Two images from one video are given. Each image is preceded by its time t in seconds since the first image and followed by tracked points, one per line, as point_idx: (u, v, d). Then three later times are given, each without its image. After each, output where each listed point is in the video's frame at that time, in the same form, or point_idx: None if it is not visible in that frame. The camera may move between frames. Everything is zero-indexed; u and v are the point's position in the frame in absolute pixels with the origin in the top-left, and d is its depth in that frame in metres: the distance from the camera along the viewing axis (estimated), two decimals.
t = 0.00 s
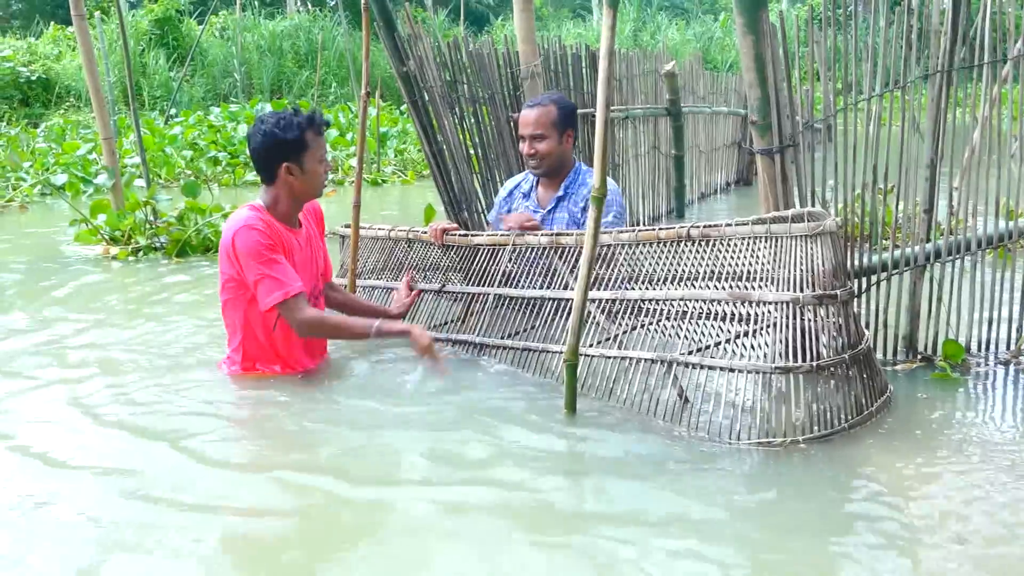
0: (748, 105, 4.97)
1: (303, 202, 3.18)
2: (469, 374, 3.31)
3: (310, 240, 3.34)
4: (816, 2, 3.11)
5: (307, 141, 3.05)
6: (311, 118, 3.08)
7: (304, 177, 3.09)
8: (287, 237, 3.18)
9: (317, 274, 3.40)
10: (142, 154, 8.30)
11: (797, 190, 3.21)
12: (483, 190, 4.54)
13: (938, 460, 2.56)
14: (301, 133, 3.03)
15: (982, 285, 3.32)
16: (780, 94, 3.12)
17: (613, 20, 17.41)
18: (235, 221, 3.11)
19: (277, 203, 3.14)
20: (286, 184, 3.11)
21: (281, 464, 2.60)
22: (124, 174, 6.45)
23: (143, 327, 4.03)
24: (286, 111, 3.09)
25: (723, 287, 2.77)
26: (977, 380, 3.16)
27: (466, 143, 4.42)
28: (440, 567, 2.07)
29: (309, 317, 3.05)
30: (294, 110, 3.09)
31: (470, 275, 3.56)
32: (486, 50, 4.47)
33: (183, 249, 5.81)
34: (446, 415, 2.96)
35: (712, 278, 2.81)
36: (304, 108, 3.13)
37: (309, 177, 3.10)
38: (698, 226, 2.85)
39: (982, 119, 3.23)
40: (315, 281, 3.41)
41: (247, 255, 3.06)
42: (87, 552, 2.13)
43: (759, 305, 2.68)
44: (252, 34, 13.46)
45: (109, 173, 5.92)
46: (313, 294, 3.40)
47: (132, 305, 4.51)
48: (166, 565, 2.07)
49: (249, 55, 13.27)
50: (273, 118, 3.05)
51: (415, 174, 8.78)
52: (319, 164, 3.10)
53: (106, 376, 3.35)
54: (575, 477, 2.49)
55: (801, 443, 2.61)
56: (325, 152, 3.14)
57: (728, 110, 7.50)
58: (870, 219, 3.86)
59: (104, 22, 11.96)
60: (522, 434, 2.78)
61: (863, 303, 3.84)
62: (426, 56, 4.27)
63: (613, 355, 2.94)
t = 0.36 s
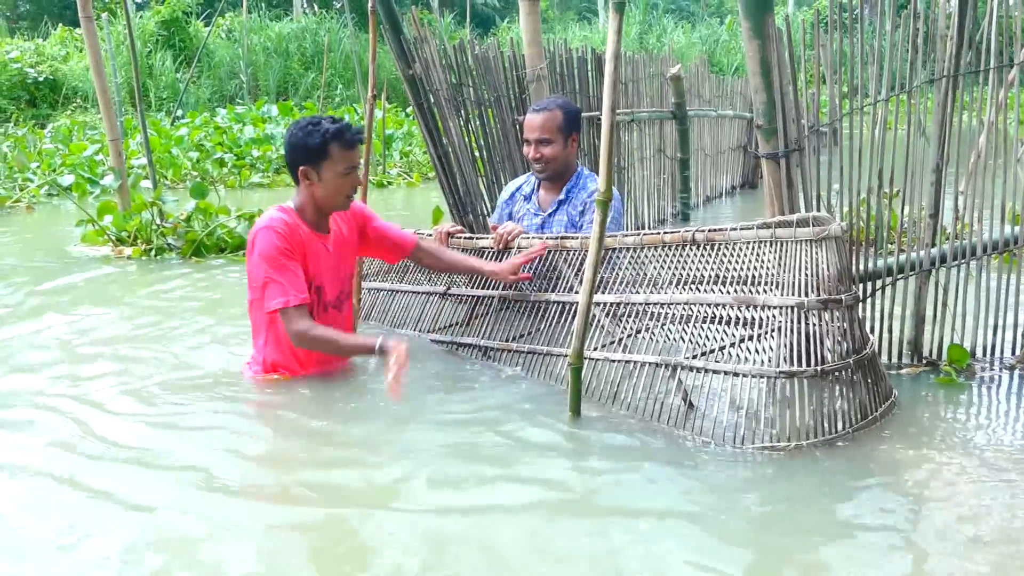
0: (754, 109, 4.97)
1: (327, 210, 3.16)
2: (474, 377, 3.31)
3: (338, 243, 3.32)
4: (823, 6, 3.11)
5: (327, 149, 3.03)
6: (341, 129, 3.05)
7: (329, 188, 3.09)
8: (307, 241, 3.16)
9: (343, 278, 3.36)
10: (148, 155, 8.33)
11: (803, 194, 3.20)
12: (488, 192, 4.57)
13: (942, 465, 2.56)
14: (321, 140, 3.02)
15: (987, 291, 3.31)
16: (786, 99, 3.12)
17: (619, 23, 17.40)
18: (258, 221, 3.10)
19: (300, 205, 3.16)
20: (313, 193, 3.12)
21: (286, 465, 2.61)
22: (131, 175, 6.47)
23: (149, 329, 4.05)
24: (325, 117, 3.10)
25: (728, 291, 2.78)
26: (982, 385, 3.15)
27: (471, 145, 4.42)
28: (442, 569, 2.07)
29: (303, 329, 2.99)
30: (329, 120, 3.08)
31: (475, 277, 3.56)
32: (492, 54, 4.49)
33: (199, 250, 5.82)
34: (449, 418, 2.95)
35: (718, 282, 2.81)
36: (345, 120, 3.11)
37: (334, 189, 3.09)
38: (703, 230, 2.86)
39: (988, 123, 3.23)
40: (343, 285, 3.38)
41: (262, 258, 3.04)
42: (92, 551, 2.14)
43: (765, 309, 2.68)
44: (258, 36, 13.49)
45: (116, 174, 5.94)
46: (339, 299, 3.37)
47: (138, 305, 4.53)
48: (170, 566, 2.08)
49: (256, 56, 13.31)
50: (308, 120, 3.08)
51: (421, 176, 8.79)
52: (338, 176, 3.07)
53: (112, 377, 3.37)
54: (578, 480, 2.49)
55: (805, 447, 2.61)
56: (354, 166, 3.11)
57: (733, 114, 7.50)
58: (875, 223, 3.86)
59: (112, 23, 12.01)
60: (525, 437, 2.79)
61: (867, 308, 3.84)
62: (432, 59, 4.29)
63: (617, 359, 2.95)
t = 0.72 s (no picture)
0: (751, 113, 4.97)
1: (368, 205, 3.18)
2: (474, 381, 3.32)
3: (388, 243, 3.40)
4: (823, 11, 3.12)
5: (355, 145, 3.09)
6: (365, 123, 3.10)
7: (364, 183, 3.11)
8: (357, 237, 3.24)
9: (386, 279, 3.44)
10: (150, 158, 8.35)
11: (803, 199, 3.21)
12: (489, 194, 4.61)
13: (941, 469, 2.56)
14: (347, 137, 3.08)
15: (987, 295, 3.31)
16: (785, 104, 3.13)
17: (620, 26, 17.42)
18: (306, 216, 3.18)
19: (342, 205, 3.20)
20: (351, 192, 3.15)
21: (285, 469, 2.62)
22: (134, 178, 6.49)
23: (150, 332, 4.06)
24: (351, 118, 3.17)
25: (729, 295, 2.79)
26: (981, 389, 3.16)
27: (472, 148, 4.49)
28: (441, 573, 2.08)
29: (370, 305, 3.07)
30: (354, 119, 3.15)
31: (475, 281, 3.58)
32: (493, 58, 4.48)
33: (209, 252, 5.88)
34: (450, 423, 2.96)
35: (718, 286, 2.83)
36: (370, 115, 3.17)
37: (371, 183, 3.11)
38: (703, 234, 2.89)
39: (987, 128, 3.23)
40: (386, 285, 3.45)
41: (312, 249, 3.13)
42: (95, 555, 2.15)
43: (764, 313, 2.69)
44: (260, 40, 13.53)
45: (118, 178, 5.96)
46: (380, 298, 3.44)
47: (139, 309, 4.54)
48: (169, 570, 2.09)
49: (257, 60, 13.34)
50: (335, 122, 3.15)
51: (422, 180, 8.80)
52: (370, 169, 3.09)
53: (114, 381, 3.38)
54: (577, 485, 2.50)
55: (804, 452, 2.61)
56: (386, 157, 3.12)
57: (734, 117, 7.51)
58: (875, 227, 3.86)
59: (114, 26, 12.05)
60: (525, 442, 2.79)
61: (867, 312, 3.84)
62: (432, 63, 4.36)
63: (618, 362, 2.96)
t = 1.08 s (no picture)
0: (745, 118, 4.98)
1: (381, 201, 3.22)
2: (470, 385, 3.33)
3: (395, 241, 3.38)
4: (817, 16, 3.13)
5: (358, 142, 3.15)
6: (364, 119, 3.16)
7: (372, 178, 3.16)
8: (359, 236, 3.23)
9: (400, 275, 3.40)
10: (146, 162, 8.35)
11: (797, 203, 3.23)
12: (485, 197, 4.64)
13: (936, 473, 2.57)
14: (349, 135, 3.15)
15: (979, 300, 3.33)
16: (779, 109, 3.15)
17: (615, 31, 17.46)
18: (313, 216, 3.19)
19: (354, 204, 3.25)
20: (361, 189, 3.21)
21: (281, 471, 2.62)
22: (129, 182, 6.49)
23: (146, 336, 4.06)
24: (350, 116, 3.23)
25: (724, 299, 2.80)
26: (975, 393, 3.17)
27: (468, 152, 4.53)
28: None
29: (336, 322, 3.11)
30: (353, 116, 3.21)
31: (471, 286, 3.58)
32: (488, 63, 4.49)
33: (213, 254, 5.86)
34: (445, 427, 2.96)
35: (712, 290, 2.84)
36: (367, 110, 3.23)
37: (379, 177, 3.16)
38: (698, 238, 2.90)
39: (980, 133, 3.24)
40: (401, 280, 3.42)
41: (315, 250, 3.14)
42: (89, 560, 2.15)
43: (759, 318, 2.70)
44: (256, 44, 13.53)
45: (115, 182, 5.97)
46: (393, 296, 3.42)
47: (135, 312, 4.54)
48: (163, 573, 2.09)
49: (253, 63, 13.35)
50: (336, 123, 3.22)
51: (417, 184, 8.81)
52: (376, 163, 3.15)
53: (109, 384, 3.38)
54: (572, 488, 2.50)
55: (799, 456, 2.62)
56: (390, 149, 3.18)
57: (729, 122, 7.53)
58: (869, 232, 3.88)
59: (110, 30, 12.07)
60: (521, 445, 2.80)
61: (861, 317, 3.86)
62: (428, 67, 4.38)
63: (613, 366, 2.97)
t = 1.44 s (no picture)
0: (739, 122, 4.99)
1: (377, 200, 3.20)
2: (463, 388, 3.32)
3: (396, 243, 3.36)
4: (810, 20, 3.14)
5: (354, 140, 3.15)
6: (361, 118, 3.16)
7: (368, 177, 3.15)
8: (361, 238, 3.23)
9: (397, 278, 3.41)
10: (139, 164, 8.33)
11: (790, 206, 3.23)
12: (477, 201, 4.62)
13: (929, 476, 2.57)
14: (346, 133, 3.15)
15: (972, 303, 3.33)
16: (773, 111, 3.15)
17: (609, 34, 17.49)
18: (316, 215, 3.20)
19: (352, 204, 3.24)
20: (357, 188, 3.19)
21: (272, 473, 2.61)
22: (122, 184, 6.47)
23: (138, 338, 4.05)
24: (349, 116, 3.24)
25: (717, 302, 2.80)
26: (968, 396, 3.18)
27: (462, 156, 4.53)
28: None
29: (365, 308, 3.08)
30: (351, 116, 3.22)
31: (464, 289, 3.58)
32: (482, 65, 4.46)
33: (217, 255, 5.86)
34: (439, 430, 2.95)
35: (706, 293, 2.84)
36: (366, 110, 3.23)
37: (374, 176, 3.15)
38: (691, 242, 2.90)
39: (972, 137, 3.25)
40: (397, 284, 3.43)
41: (319, 248, 3.15)
42: (76, 560, 2.13)
43: (752, 321, 2.70)
44: (250, 46, 13.52)
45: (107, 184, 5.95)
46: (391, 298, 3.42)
47: (127, 314, 4.52)
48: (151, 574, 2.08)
49: (247, 66, 13.34)
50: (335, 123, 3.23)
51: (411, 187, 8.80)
52: (371, 161, 3.14)
53: (100, 386, 3.37)
54: (565, 490, 2.50)
55: (793, 459, 2.62)
56: (386, 148, 3.17)
57: (723, 125, 7.54)
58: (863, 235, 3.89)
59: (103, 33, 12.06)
60: (514, 448, 2.79)
61: (854, 319, 3.87)
62: (423, 70, 4.40)
63: (607, 369, 2.97)
